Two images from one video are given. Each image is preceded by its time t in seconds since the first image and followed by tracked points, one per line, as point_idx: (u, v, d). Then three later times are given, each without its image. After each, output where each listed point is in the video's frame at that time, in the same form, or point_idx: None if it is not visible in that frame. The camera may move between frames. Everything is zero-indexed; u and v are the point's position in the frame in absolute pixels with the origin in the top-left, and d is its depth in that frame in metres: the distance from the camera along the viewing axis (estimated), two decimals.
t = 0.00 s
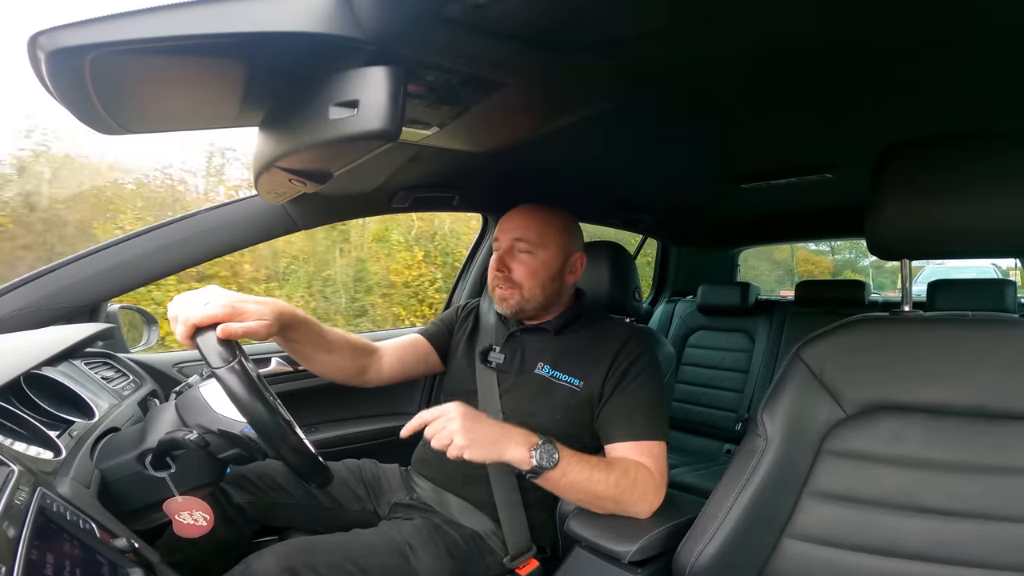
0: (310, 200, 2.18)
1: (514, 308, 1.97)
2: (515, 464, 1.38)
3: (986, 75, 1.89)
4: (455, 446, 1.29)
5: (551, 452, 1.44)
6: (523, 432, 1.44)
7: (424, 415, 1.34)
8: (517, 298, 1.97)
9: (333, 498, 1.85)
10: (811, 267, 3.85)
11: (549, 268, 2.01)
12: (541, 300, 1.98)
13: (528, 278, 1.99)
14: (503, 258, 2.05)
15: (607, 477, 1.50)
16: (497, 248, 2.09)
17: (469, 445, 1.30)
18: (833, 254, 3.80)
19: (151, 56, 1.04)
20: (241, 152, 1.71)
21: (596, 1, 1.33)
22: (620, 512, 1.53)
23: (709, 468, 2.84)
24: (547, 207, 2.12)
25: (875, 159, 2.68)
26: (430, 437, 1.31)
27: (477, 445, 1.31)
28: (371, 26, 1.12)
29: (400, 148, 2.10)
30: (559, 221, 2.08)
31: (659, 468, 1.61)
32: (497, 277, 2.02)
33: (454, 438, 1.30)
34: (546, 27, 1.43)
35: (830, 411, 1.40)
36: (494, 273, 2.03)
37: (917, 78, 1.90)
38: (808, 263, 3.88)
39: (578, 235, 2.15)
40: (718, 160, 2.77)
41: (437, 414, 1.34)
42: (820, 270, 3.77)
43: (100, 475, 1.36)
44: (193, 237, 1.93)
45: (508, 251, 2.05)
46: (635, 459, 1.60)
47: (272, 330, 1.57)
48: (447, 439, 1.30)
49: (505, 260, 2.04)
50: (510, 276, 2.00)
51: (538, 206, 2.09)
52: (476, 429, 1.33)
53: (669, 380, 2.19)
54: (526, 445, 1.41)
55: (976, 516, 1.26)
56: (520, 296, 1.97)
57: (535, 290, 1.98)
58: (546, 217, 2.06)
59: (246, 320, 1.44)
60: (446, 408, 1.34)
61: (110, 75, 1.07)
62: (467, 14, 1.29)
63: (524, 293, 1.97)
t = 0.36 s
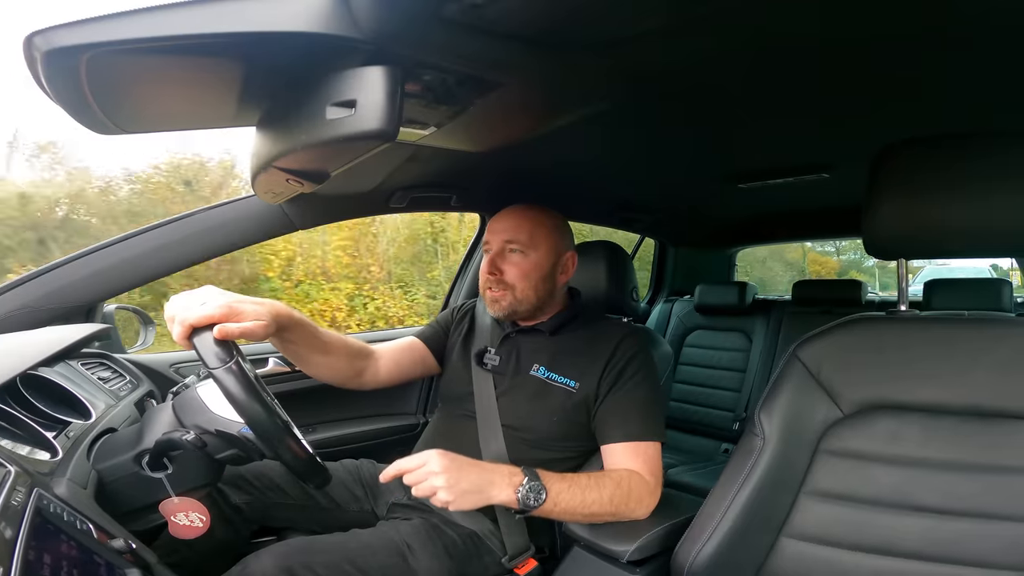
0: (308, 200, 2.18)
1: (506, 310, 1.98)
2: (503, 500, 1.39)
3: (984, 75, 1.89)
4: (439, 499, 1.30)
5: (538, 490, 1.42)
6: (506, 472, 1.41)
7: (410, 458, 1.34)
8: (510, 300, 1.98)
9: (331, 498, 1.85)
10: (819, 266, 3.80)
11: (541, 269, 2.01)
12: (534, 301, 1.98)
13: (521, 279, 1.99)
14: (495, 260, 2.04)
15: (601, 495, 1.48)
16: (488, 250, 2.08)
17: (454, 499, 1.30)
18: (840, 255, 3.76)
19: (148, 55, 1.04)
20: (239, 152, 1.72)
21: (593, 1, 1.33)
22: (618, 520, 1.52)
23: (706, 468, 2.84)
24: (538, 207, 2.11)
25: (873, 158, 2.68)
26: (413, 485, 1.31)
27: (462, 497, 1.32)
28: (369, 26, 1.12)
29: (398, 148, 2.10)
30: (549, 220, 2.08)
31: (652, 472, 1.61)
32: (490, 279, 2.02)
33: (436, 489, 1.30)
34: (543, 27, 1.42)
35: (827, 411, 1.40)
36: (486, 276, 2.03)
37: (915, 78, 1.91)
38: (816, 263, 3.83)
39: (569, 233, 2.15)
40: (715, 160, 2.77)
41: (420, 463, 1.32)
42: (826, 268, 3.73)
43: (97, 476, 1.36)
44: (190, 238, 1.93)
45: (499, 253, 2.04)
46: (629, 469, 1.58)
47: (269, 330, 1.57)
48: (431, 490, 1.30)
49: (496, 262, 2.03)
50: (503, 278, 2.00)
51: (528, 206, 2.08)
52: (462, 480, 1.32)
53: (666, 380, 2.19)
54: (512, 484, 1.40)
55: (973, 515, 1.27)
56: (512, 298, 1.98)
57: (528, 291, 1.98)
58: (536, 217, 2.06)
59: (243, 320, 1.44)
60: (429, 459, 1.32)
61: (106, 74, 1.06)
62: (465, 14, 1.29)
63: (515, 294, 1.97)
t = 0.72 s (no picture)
0: (305, 200, 2.18)
1: (505, 308, 1.99)
2: (501, 497, 1.40)
3: (982, 75, 1.89)
4: (436, 497, 1.30)
5: (535, 487, 1.43)
6: (504, 468, 1.43)
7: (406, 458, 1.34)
8: (509, 299, 1.98)
9: (329, 499, 1.85)
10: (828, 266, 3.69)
11: (540, 268, 2.01)
12: (533, 300, 1.99)
13: (520, 278, 1.99)
14: (493, 260, 2.04)
15: (598, 494, 1.49)
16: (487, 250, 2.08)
17: (451, 495, 1.31)
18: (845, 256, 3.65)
19: (144, 55, 1.04)
20: (236, 152, 1.72)
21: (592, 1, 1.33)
22: (615, 519, 1.52)
23: (704, 467, 2.84)
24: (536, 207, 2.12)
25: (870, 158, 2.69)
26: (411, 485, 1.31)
27: (459, 493, 1.32)
28: (367, 26, 1.12)
29: (396, 148, 2.10)
30: (547, 220, 2.08)
31: (650, 471, 1.61)
32: (489, 279, 2.01)
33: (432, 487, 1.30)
34: (542, 27, 1.42)
35: (824, 410, 1.40)
36: (485, 275, 2.03)
37: (911, 78, 1.91)
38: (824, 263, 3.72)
39: (567, 232, 2.15)
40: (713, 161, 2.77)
41: (415, 462, 1.32)
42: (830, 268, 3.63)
43: (94, 477, 1.36)
44: (186, 238, 1.92)
45: (498, 253, 2.04)
46: (626, 467, 1.60)
47: (267, 330, 1.57)
48: (427, 488, 1.30)
49: (496, 261, 2.03)
50: (502, 278, 2.00)
51: (527, 205, 2.08)
52: (458, 477, 1.33)
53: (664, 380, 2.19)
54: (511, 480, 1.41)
55: (970, 515, 1.27)
56: (512, 297, 1.98)
57: (527, 290, 1.98)
58: (535, 216, 2.06)
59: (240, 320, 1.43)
60: (424, 457, 1.32)
61: (102, 75, 1.06)
62: (463, 13, 1.29)
63: (515, 293, 1.97)
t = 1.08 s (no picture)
0: (303, 201, 2.18)
1: (503, 309, 1.98)
2: (516, 448, 1.39)
3: (977, 75, 1.90)
4: (460, 422, 1.32)
5: (554, 447, 1.42)
6: (528, 424, 1.42)
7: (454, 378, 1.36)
8: (507, 299, 1.98)
9: (327, 498, 1.85)
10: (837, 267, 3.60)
11: (539, 268, 2.01)
12: (531, 300, 1.99)
13: (518, 278, 1.99)
14: (491, 260, 2.04)
15: (608, 474, 1.50)
16: (484, 251, 2.08)
17: (474, 425, 1.32)
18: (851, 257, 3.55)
19: (141, 55, 1.03)
20: (233, 152, 1.72)
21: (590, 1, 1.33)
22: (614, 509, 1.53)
23: (702, 467, 2.85)
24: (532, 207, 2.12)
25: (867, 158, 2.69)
26: (444, 402, 1.34)
27: (482, 425, 1.33)
28: (365, 26, 1.12)
29: (394, 147, 2.10)
30: (545, 220, 2.08)
31: (655, 467, 1.61)
32: (487, 279, 2.01)
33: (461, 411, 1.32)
34: (540, 27, 1.42)
35: (821, 410, 1.40)
36: (483, 276, 2.02)
37: (907, 78, 1.91)
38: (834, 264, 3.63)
39: (563, 232, 2.15)
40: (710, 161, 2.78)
41: (458, 384, 1.34)
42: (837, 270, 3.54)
43: (91, 477, 1.35)
44: (183, 238, 1.92)
45: (496, 253, 2.04)
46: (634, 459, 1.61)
47: (262, 330, 1.57)
48: (454, 412, 1.32)
49: (493, 262, 2.03)
50: (500, 278, 2.00)
51: (524, 204, 2.07)
52: (488, 411, 1.34)
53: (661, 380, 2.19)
54: (533, 434, 1.41)
55: (967, 514, 1.27)
56: (509, 297, 1.98)
57: (525, 291, 1.98)
58: (532, 216, 2.06)
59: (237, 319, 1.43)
60: (466, 381, 1.34)
61: (99, 74, 1.06)
62: (460, 13, 1.29)
63: (513, 293, 1.97)
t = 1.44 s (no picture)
0: (302, 200, 2.18)
1: (508, 308, 1.98)
2: (492, 520, 1.35)
3: (977, 75, 1.90)
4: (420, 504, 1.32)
5: (529, 514, 1.37)
6: (495, 493, 1.36)
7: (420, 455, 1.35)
8: (513, 296, 1.97)
9: (325, 498, 1.85)
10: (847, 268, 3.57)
11: (540, 264, 2.03)
12: (536, 297, 2.00)
13: (521, 276, 2.00)
14: (492, 259, 2.04)
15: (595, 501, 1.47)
16: (484, 250, 2.07)
17: (433, 509, 1.31)
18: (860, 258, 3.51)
19: (139, 54, 1.03)
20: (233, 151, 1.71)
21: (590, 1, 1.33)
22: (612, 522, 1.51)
23: (701, 467, 2.85)
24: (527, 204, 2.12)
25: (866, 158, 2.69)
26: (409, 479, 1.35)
27: (443, 509, 1.31)
28: (365, 25, 1.12)
29: (393, 147, 2.10)
30: (542, 217, 2.09)
31: (644, 471, 1.61)
32: (491, 278, 2.00)
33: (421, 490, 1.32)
34: (539, 26, 1.42)
35: (819, 410, 1.40)
36: (486, 275, 2.02)
37: (907, 78, 1.91)
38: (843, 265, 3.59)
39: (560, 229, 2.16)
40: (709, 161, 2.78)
41: (420, 465, 1.33)
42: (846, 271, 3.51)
43: (88, 477, 1.35)
44: (181, 237, 1.92)
45: (497, 252, 2.04)
46: (620, 470, 1.59)
47: (259, 328, 1.57)
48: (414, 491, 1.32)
49: (496, 261, 2.03)
50: (504, 276, 2.00)
51: (521, 203, 2.08)
52: (449, 493, 1.31)
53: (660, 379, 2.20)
54: (503, 506, 1.35)
55: (965, 514, 1.27)
56: (514, 296, 1.98)
57: (529, 287, 1.99)
58: (530, 214, 2.07)
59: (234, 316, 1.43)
60: (426, 464, 1.32)
61: (97, 73, 1.06)
62: (461, 13, 1.29)
63: (519, 290, 1.98)
